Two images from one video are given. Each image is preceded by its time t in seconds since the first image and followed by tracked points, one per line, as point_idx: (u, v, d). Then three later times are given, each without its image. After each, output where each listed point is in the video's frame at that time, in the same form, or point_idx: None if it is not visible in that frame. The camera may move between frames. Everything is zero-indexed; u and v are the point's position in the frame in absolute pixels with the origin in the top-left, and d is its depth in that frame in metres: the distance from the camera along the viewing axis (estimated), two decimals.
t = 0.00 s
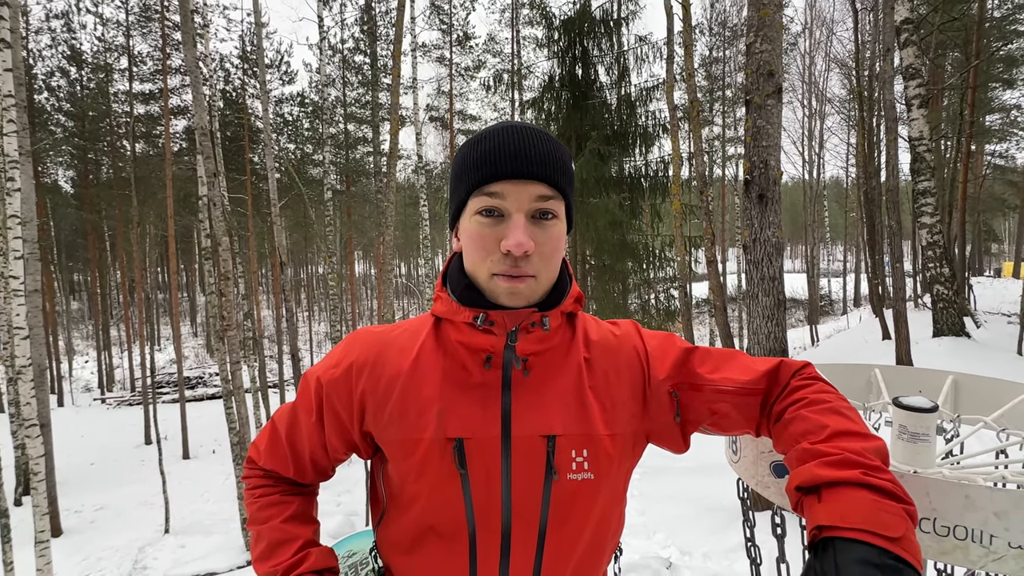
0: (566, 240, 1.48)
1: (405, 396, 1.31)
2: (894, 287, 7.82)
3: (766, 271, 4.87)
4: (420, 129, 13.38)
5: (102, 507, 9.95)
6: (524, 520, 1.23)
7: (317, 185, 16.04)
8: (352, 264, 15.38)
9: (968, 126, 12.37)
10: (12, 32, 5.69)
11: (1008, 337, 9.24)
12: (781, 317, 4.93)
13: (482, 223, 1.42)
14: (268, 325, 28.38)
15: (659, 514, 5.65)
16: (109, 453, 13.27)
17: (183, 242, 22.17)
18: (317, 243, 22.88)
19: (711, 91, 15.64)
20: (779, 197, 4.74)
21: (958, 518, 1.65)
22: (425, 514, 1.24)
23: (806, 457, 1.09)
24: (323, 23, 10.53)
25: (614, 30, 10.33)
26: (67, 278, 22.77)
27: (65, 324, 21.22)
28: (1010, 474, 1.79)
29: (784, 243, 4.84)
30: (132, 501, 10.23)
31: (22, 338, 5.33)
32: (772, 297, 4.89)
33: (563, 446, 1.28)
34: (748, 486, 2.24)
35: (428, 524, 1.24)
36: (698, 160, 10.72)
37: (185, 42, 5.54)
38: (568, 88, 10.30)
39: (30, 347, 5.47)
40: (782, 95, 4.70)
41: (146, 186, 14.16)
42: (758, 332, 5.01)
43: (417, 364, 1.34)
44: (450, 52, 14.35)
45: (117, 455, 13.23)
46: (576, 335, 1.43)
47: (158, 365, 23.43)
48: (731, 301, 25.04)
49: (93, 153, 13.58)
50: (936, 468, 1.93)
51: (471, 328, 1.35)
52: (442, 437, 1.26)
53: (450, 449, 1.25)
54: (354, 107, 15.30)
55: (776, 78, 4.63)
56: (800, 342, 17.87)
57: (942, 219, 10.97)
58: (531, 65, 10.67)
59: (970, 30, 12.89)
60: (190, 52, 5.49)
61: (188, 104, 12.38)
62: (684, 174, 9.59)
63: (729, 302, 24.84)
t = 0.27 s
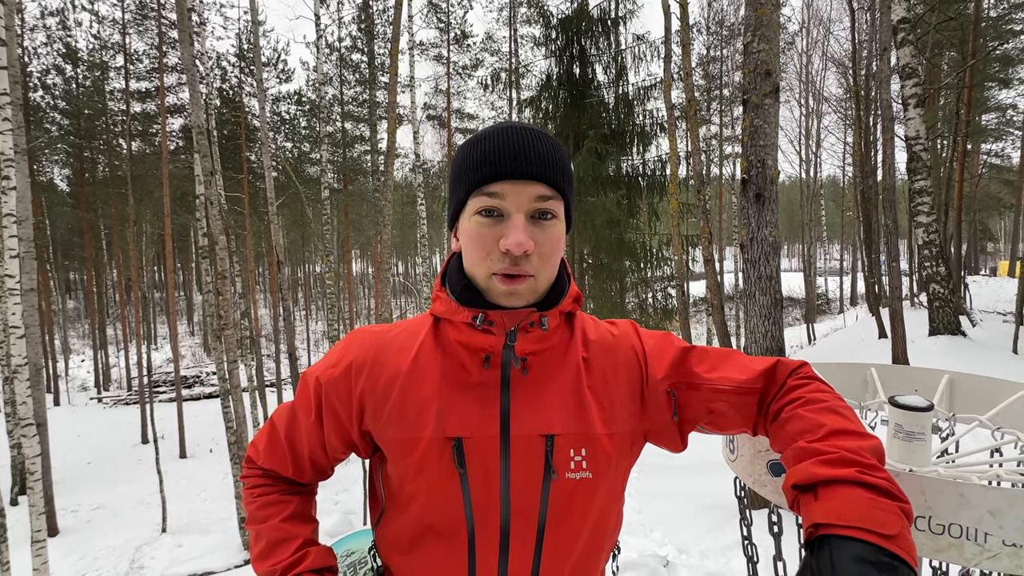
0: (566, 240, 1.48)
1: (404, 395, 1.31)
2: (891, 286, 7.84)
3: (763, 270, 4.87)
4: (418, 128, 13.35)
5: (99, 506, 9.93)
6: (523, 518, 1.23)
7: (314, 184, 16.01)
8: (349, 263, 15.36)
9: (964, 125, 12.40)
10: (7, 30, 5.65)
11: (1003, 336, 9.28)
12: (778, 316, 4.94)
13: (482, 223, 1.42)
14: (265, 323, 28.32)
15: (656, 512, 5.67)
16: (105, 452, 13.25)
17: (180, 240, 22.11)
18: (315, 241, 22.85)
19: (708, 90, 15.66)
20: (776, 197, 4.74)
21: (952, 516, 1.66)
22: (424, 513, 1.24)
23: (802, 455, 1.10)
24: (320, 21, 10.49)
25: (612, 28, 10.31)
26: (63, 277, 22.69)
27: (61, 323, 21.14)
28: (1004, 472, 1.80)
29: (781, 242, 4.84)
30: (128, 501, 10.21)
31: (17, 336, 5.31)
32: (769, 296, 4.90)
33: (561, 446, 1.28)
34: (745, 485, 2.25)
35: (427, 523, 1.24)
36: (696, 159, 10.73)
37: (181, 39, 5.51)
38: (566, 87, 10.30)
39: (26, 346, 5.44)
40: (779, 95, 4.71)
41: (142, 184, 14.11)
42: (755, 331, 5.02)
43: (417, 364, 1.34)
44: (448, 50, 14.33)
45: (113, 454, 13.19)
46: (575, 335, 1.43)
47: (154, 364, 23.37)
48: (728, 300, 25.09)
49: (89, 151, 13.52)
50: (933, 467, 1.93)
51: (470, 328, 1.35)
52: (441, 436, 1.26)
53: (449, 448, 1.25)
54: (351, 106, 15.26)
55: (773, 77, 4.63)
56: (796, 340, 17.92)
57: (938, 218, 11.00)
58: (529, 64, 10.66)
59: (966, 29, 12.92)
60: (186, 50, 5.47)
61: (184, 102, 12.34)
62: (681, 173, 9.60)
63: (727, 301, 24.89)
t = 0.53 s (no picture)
0: (564, 243, 1.49)
1: (403, 396, 1.31)
2: (887, 287, 7.86)
3: (760, 271, 4.88)
4: (416, 129, 13.35)
5: (95, 507, 9.90)
6: (522, 519, 1.23)
7: (311, 184, 16.00)
8: (347, 263, 15.34)
9: (961, 126, 12.45)
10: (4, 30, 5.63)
11: (999, 337, 9.31)
12: (775, 317, 4.94)
13: (482, 226, 1.42)
14: (263, 324, 28.28)
15: (654, 513, 5.68)
16: (102, 453, 13.21)
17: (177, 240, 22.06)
18: (312, 242, 22.83)
19: (706, 91, 15.70)
20: (773, 198, 4.76)
21: (947, 517, 1.66)
22: (423, 514, 1.24)
23: (797, 457, 1.10)
24: (317, 22, 10.48)
25: (609, 30, 10.31)
26: (59, 278, 22.61)
27: (58, 323, 21.08)
28: (997, 472, 1.80)
29: (778, 243, 4.86)
30: (125, 502, 10.18)
31: (13, 337, 5.29)
32: (766, 297, 4.91)
33: (559, 447, 1.28)
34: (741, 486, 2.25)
35: (427, 524, 1.24)
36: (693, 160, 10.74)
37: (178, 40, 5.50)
38: (564, 88, 10.30)
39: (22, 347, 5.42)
40: (776, 96, 4.72)
41: (139, 185, 14.09)
42: (752, 332, 5.02)
43: (416, 366, 1.34)
44: (446, 51, 14.33)
45: (110, 455, 13.15)
46: (573, 337, 1.43)
47: (151, 365, 23.31)
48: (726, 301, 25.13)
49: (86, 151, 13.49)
50: (926, 468, 1.94)
51: (469, 329, 1.35)
52: (440, 438, 1.26)
53: (448, 450, 1.25)
54: (349, 106, 15.24)
55: (770, 79, 4.65)
56: (794, 341, 17.96)
57: (934, 219, 11.05)
58: (527, 65, 10.66)
59: (962, 31, 12.98)
60: (183, 50, 5.45)
61: (182, 103, 12.31)
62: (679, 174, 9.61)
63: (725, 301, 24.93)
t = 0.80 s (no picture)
0: (564, 244, 1.48)
1: (403, 396, 1.31)
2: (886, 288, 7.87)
3: (759, 272, 4.88)
4: (415, 130, 13.35)
5: (94, 509, 9.88)
6: (521, 519, 1.23)
7: (311, 186, 15.99)
8: (346, 265, 15.33)
9: (959, 128, 12.46)
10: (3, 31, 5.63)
11: (997, 338, 9.32)
12: (775, 318, 4.94)
13: (481, 227, 1.42)
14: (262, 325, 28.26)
15: (653, 514, 5.67)
16: (100, 455, 13.18)
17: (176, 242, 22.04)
18: (311, 243, 22.83)
19: (705, 93, 15.71)
20: (772, 199, 4.76)
21: (944, 515, 1.66)
22: (422, 513, 1.24)
23: (797, 456, 1.10)
24: (317, 24, 10.47)
25: (609, 32, 10.32)
26: (58, 279, 22.56)
27: (56, 325, 21.04)
28: (995, 472, 1.81)
29: (777, 245, 4.86)
30: (124, 504, 10.15)
31: (11, 339, 5.27)
32: (765, 298, 4.90)
33: (558, 447, 1.28)
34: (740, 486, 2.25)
35: (426, 522, 1.24)
36: (692, 162, 10.75)
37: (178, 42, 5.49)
38: (563, 90, 10.30)
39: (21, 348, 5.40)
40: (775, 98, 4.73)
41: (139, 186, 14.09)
42: (751, 333, 5.02)
43: (416, 366, 1.34)
44: (445, 53, 14.35)
45: (108, 456, 13.12)
46: (572, 338, 1.43)
47: (150, 366, 23.29)
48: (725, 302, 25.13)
49: (85, 152, 13.47)
50: (925, 467, 1.94)
51: (469, 329, 1.35)
52: (440, 437, 1.26)
53: (448, 450, 1.25)
54: (348, 108, 15.23)
55: (769, 81, 4.66)
56: (793, 343, 17.96)
57: (933, 221, 11.07)
58: (526, 66, 10.66)
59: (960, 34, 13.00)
60: (182, 52, 5.44)
61: (181, 104, 12.31)
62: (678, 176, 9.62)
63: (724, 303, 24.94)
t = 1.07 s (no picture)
0: (567, 248, 1.48)
1: (405, 396, 1.31)
2: (888, 290, 7.85)
3: (761, 273, 4.87)
4: (417, 132, 13.36)
5: (96, 509, 9.90)
6: (521, 519, 1.23)
7: (312, 187, 16.01)
8: (348, 266, 15.34)
9: (962, 130, 12.43)
10: (7, 33, 5.64)
11: (999, 340, 9.30)
12: (776, 320, 4.93)
13: (486, 230, 1.41)
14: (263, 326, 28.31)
15: (654, 516, 5.66)
16: (102, 455, 13.20)
17: (178, 243, 22.08)
18: (313, 245, 22.86)
19: (707, 94, 15.69)
20: (774, 201, 4.75)
21: (947, 517, 1.66)
22: (423, 512, 1.24)
23: (804, 463, 1.09)
24: (318, 26, 10.48)
25: (610, 33, 10.32)
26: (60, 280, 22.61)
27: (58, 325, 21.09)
28: (998, 473, 1.80)
29: (779, 246, 4.85)
30: (125, 504, 10.17)
31: (14, 340, 5.28)
32: (767, 300, 4.89)
33: (558, 447, 1.28)
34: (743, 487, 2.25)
35: (426, 522, 1.24)
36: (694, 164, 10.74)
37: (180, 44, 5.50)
38: (565, 91, 10.30)
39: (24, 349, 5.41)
40: (777, 100, 4.72)
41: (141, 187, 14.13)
42: (753, 335, 5.00)
43: (417, 366, 1.34)
44: (447, 55, 14.37)
45: (110, 457, 13.14)
46: (573, 340, 1.43)
47: (152, 367, 23.33)
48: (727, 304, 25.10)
49: (88, 153, 13.49)
50: (927, 469, 1.94)
51: (471, 331, 1.35)
52: (440, 437, 1.26)
53: (449, 450, 1.26)
54: (350, 109, 15.25)
55: (771, 83, 4.65)
56: (794, 344, 17.93)
57: (935, 222, 11.04)
58: (528, 68, 10.65)
59: (963, 35, 12.98)
60: (185, 53, 5.45)
61: (183, 106, 12.34)
62: (680, 177, 9.61)
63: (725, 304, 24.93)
